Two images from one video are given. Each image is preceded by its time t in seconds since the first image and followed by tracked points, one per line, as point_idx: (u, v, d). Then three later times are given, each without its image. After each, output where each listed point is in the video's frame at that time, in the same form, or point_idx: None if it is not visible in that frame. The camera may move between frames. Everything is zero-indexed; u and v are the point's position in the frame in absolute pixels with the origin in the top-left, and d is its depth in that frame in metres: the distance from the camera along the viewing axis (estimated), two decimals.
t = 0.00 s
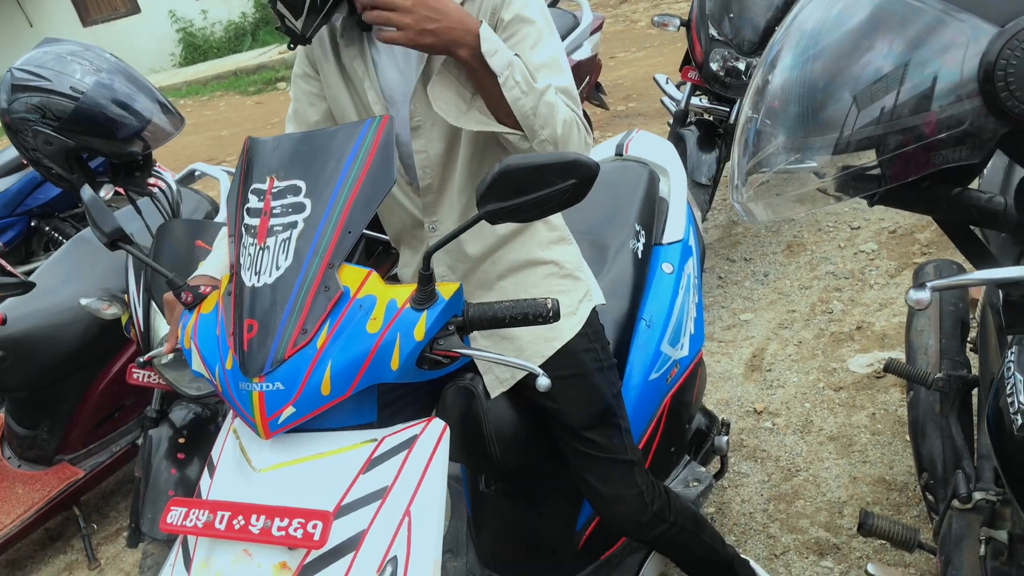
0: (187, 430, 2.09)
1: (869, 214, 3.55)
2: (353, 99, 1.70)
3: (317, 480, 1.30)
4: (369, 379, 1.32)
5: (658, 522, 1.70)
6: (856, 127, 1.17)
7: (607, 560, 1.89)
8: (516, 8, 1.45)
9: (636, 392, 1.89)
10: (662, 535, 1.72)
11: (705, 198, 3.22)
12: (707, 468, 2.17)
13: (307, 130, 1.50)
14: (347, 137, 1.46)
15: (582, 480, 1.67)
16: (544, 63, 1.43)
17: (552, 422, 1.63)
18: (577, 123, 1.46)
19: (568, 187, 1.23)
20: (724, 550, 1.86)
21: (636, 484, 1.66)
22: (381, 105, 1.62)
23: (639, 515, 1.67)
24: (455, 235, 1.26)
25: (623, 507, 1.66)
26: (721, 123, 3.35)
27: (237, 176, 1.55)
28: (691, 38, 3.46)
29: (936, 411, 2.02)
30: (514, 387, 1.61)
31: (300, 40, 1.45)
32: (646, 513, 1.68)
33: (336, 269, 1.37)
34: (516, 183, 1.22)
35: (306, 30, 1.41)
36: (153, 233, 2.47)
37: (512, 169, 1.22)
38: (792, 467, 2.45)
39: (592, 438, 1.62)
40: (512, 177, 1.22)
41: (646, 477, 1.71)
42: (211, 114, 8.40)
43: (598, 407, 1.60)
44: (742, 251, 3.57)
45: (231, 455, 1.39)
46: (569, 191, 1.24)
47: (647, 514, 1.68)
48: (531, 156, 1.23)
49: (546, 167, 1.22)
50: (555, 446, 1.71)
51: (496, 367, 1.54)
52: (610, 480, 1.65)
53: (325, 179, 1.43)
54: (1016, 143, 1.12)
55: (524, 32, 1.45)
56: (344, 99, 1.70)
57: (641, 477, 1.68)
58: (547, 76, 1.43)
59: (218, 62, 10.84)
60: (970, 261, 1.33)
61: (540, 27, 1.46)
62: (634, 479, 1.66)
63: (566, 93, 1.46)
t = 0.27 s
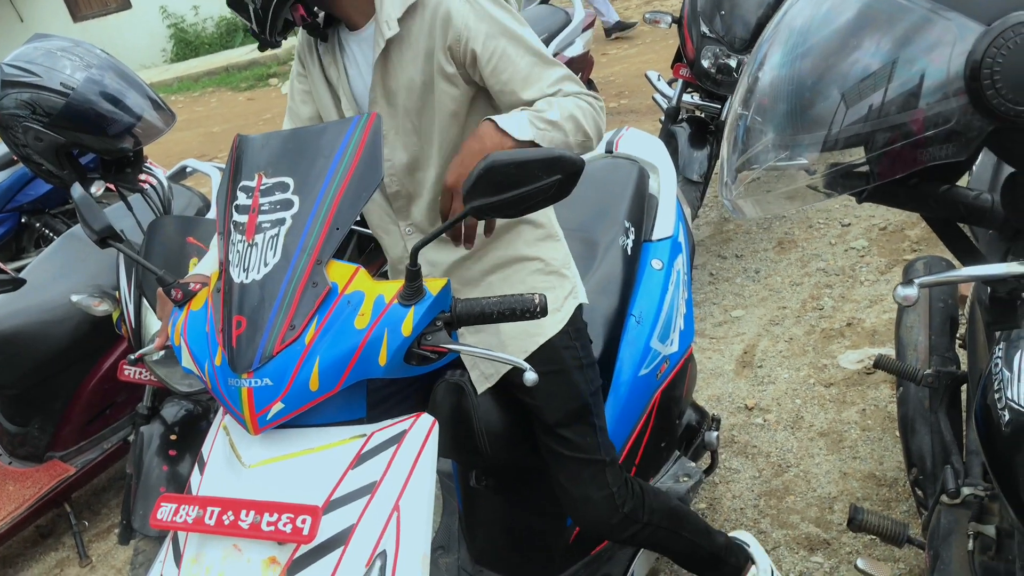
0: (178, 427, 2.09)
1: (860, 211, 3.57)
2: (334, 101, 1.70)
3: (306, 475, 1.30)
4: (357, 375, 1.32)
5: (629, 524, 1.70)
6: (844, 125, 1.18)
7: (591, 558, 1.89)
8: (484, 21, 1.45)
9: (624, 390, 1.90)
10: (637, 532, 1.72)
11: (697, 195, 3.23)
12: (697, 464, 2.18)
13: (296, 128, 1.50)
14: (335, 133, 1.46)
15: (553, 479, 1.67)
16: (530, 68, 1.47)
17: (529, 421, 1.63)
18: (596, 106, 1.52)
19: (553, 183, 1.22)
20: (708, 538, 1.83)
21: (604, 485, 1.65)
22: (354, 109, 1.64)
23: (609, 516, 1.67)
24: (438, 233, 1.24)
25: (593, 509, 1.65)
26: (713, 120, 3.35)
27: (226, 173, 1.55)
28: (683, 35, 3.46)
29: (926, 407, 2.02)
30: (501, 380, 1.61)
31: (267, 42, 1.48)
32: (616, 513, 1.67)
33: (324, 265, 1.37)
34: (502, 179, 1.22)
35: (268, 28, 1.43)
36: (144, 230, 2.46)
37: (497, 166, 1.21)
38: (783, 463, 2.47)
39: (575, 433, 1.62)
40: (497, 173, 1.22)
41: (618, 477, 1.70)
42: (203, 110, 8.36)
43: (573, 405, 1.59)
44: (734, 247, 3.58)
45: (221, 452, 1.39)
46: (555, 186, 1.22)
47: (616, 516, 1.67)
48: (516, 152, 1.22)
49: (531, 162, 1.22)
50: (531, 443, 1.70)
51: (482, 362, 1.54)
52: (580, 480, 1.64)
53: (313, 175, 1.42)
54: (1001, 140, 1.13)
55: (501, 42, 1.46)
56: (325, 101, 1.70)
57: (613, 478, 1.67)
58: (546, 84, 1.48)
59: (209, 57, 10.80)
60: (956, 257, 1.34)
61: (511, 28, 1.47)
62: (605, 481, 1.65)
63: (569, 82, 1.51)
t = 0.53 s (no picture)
0: (170, 424, 2.08)
1: (853, 208, 3.57)
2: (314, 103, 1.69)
3: (294, 472, 1.29)
4: (345, 371, 1.32)
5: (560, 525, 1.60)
6: (841, 120, 1.18)
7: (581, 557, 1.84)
8: (459, 13, 1.43)
9: (615, 385, 1.92)
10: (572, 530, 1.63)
11: (691, 192, 3.23)
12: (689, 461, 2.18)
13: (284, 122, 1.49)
14: (324, 127, 1.44)
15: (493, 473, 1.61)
16: (509, 61, 1.43)
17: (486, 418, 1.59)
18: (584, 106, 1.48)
19: (542, 177, 1.21)
20: (655, 531, 1.73)
21: (534, 481, 1.56)
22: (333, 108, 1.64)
23: (536, 515, 1.57)
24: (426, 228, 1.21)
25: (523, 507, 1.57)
26: (707, 118, 3.35)
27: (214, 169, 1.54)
28: (677, 31, 3.47)
29: (919, 405, 2.01)
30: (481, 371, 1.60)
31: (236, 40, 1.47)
32: (546, 511, 1.58)
33: (313, 261, 1.37)
34: (491, 174, 1.20)
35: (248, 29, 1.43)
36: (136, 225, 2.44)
37: (485, 161, 1.19)
38: (776, 460, 2.47)
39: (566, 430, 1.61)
40: (486, 168, 1.20)
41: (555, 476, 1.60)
42: (196, 106, 8.33)
43: (517, 395, 1.54)
44: (727, 245, 3.58)
45: (210, 450, 1.38)
46: (544, 181, 1.21)
47: (544, 516, 1.58)
48: (505, 147, 1.21)
49: (519, 157, 1.20)
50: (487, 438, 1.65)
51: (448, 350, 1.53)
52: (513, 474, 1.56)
53: (301, 171, 1.41)
54: (997, 135, 1.12)
55: (478, 35, 1.42)
56: (305, 102, 1.69)
57: (545, 477, 1.57)
58: (527, 80, 1.44)
59: (202, 53, 10.75)
60: (951, 253, 1.34)
61: (489, 21, 1.44)
62: (535, 479, 1.56)
63: (550, 79, 1.47)
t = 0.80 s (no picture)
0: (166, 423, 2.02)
1: (849, 208, 3.58)
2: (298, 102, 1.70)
3: (264, 469, 1.28)
4: (310, 368, 1.31)
5: (560, 513, 1.58)
6: (838, 119, 1.18)
7: (568, 555, 1.83)
8: (450, 12, 1.42)
9: (600, 380, 1.91)
10: (569, 527, 1.59)
11: (687, 191, 3.23)
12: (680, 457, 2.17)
13: (250, 125, 1.49)
14: (287, 127, 1.45)
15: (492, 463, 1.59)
16: (495, 64, 1.41)
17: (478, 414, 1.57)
18: (567, 123, 1.44)
19: (495, 168, 1.21)
20: (655, 562, 1.69)
21: (537, 471, 1.54)
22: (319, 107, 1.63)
23: (536, 502, 1.55)
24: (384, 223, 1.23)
25: (522, 494, 1.54)
26: (703, 117, 3.35)
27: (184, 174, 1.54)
28: (673, 30, 3.47)
29: (915, 404, 2.03)
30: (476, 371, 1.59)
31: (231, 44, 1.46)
32: (546, 502, 1.55)
33: (278, 259, 1.37)
34: (444, 165, 1.19)
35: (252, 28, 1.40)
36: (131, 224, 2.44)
37: (436, 153, 1.19)
38: (772, 458, 2.47)
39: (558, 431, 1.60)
40: (439, 160, 1.20)
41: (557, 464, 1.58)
42: (191, 104, 8.31)
43: (513, 386, 1.50)
44: (724, 244, 3.59)
45: (187, 451, 1.35)
46: (496, 172, 1.22)
47: (545, 503, 1.55)
48: (457, 138, 1.21)
49: (470, 149, 1.20)
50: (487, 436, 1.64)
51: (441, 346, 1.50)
52: (515, 463, 1.54)
53: (266, 171, 1.42)
54: (995, 136, 1.13)
55: (467, 36, 1.41)
56: (288, 99, 1.70)
57: (546, 463, 1.55)
58: (511, 86, 1.41)
59: (197, 52, 10.72)
60: (948, 253, 1.34)
61: (478, 23, 1.42)
62: (535, 466, 1.54)
63: (534, 89, 1.44)
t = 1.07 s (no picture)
0: (165, 423, 2.01)
1: (847, 207, 3.58)
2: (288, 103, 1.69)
3: (260, 467, 1.28)
4: (305, 364, 1.31)
5: (579, 510, 1.59)
6: (839, 121, 1.18)
7: (566, 552, 1.83)
8: (451, 12, 1.42)
9: (596, 379, 1.89)
10: (580, 526, 1.60)
11: (686, 190, 3.23)
12: (677, 454, 2.16)
13: (242, 124, 1.48)
14: (279, 126, 1.45)
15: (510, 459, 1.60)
16: (495, 65, 1.41)
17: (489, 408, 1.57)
18: (566, 126, 1.46)
19: (486, 164, 1.22)
20: None
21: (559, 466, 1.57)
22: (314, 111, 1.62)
23: (555, 497, 1.57)
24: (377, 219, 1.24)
25: (541, 487, 1.56)
26: (701, 116, 3.35)
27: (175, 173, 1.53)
28: (672, 30, 3.46)
29: (914, 403, 2.03)
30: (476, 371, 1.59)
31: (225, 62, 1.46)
32: (563, 497, 1.58)
33: (271, 258, 1.37)
34: (436, 161, 1.21)
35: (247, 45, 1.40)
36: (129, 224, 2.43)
37: (429, 148, 1.20)
38: (771, 458, 2.47)
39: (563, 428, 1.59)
40: (430, 156, 1.21)
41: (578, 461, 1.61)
42: (189, 103, 8.30)
43: (533, 386, 1.52)
44: (722, 243, 3.59)
45: (182, 450, 1.35)
46: (489, 167, 1.23)
47: (565, 497, 1.58)
48: (450, 135, 1.21)
49: (462, 145, 1.21)
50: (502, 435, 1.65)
51: (448, 349, 1.50)
52: (538, 458, 1.56)
53: (258, 170, 1.41)
54: (997, 138, 1.13)
55: (467, 36, 1.41)
56: (276, 102, 1.68)
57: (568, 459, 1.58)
58: (512, 88, 1.42)
59: (195, 51, 10.70)
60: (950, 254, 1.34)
61: (478, 23, 1.42)
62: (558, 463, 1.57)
63: (533, 91, 1.46)
